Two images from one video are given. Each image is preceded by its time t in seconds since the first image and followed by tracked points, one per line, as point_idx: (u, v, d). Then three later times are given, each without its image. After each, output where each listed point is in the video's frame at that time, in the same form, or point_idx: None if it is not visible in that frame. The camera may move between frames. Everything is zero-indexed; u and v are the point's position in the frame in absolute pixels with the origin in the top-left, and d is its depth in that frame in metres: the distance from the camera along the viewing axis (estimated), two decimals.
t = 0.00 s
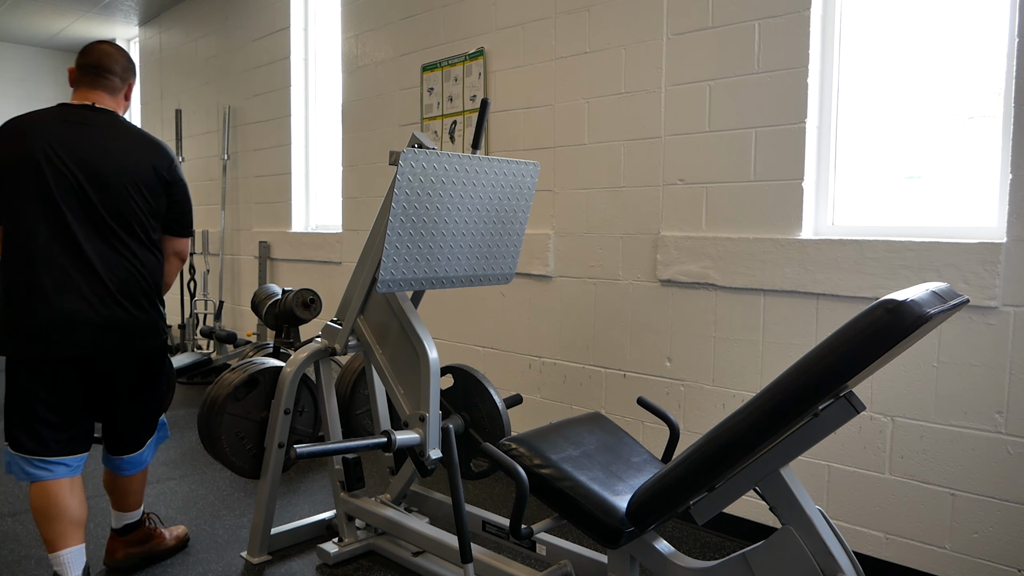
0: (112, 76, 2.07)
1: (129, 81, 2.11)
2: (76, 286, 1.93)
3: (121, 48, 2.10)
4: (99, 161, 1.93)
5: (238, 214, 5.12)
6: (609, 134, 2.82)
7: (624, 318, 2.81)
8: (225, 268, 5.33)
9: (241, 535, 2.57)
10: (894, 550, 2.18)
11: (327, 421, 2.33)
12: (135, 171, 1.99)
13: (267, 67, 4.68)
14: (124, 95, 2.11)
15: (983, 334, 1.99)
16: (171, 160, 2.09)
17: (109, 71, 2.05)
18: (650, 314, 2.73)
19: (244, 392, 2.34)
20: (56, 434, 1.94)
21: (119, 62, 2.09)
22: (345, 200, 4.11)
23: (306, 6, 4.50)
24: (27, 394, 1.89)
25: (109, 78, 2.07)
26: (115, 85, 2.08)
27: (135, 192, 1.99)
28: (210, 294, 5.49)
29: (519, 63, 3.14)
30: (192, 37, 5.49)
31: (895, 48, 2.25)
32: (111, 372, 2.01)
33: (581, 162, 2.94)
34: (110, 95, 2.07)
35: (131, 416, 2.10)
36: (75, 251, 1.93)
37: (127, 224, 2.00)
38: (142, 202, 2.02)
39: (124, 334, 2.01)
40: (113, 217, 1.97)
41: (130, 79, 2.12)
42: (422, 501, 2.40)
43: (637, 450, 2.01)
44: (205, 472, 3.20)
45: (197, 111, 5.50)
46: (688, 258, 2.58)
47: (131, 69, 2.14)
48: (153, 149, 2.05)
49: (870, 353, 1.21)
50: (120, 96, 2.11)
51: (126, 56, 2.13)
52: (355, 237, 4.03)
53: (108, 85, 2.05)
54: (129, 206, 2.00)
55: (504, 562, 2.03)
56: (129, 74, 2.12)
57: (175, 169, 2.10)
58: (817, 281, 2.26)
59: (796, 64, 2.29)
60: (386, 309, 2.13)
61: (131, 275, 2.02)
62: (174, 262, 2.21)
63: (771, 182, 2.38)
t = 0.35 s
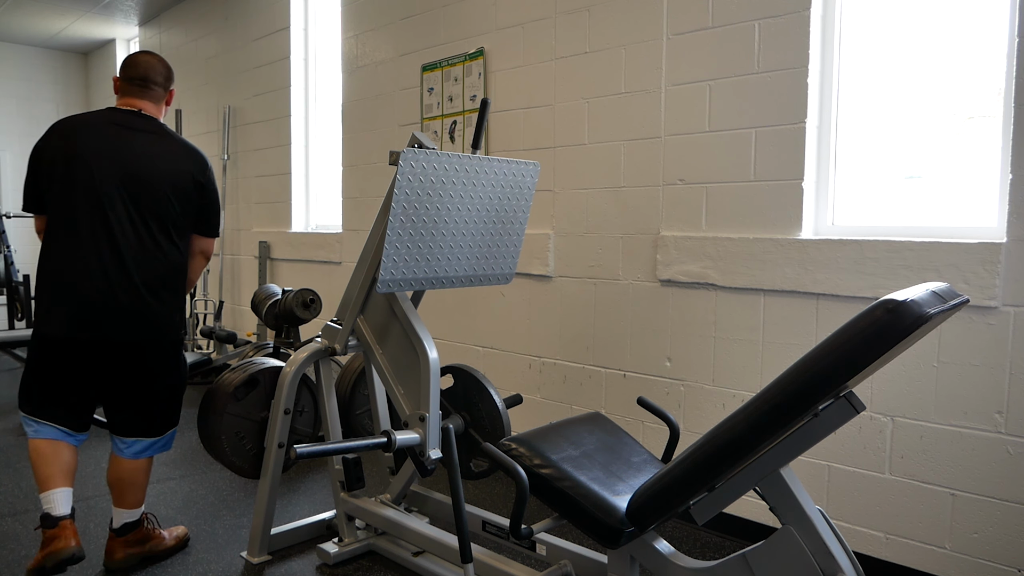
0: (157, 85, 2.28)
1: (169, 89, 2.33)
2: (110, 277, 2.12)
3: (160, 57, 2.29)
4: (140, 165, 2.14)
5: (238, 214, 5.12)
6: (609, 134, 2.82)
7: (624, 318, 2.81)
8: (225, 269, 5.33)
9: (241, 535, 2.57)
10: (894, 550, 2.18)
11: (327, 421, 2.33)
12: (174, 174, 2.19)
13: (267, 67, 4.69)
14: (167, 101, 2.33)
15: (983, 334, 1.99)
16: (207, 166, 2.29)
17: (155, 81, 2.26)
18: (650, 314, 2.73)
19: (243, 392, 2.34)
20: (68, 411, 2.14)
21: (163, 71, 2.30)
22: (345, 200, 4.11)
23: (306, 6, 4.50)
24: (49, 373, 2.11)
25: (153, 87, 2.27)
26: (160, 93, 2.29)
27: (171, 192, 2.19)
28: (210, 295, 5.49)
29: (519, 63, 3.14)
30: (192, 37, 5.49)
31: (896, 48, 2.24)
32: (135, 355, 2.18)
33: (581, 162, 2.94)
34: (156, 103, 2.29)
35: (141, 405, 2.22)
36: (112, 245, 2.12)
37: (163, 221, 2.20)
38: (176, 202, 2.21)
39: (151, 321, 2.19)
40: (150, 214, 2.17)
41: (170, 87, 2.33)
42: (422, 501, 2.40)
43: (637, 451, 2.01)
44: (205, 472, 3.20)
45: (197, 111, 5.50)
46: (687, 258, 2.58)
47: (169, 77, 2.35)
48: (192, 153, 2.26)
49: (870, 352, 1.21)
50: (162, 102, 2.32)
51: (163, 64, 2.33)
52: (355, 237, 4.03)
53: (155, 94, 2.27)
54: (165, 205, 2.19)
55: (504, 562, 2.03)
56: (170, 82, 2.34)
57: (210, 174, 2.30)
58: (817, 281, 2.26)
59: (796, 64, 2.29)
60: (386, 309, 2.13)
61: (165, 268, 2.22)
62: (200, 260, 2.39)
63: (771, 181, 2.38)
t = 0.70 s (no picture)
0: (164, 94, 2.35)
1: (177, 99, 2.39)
2: (93, 277, 2.19)
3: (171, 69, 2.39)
4: (114, 166, 2.17)
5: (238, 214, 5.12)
6: (609, 134, 2.83)
7: (624, 318, 2.81)
8: (225, 269, 5.33)
9: (241, 535, 2.57)
10: (894, 550, 2.18)
11: (327, 421, 2.33)
12: (151, 171, 2.18)
13: (267, 67, 4.69)
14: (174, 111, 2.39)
15: (984, 334, 1.99)
16: (193, 165, 2.26)
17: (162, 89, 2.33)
18: (650, 314, 2.73)
19: (244, 392, 2.34)
20: (82, 408, 2.28)
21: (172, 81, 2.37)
22: (345, 200, 4.11)
23: (306, 6, 4.50)
24: (68, 376, 2.27)
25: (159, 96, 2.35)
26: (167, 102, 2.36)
27: (147, 191, 2.18)
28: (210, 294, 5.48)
29: (519, 63, 3.14)
30: (192, 37, 5.49)
31: (896, 48, 2.25)
32: (122, 355, 2.20)
33: (581, 162, 2.94)
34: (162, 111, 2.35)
35: (126, 407, 2.23)
36: (94, 246, 2.18)
37: (141, 220, 2.19)
38: (156, 200, 2.20)
39: (132, 320, 2.20)
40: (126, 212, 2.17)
41: (178, 97, 2.40)
42: (422, 501, 2.40)
43: (637, 451, 2.01)
44: (205, 472, 3.20)
45: (197, 111, 5.50)
46: (687, 258, 2.58)
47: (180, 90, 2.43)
48: (177, 152, 2.24)
49: (870, 353, 1.21)
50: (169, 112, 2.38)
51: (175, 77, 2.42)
52: (355, 237, 4.03)
53: (162, 102, 2.33)
54: (145, 203, 2.18)
55: (504, 562, 2.03)
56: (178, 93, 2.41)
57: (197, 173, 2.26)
58: (817, 281, 2.26)
59: (796, 63, 2.29)
60: (386, 309, 2.13)
61: (144, 267, 2.21)
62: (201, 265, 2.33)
63: (771, 181, 2.38)
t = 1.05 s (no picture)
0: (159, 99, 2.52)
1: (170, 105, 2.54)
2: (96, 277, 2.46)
3: (178, 80, 2.56)
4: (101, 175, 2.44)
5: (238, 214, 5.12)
6: (609, 134, 2.83)
7: (624, 318, 2.81)
8: (225, 269, 5.33)
9: (241, 535, 2.57)
10: (894, 550, 2.18)
11: (327, 421, 2.33)
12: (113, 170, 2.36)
13: (267, 67, 4.68)
14: (165, 115, 2.54)
15: (984, 334, 1.99)
16: (146, 157, 2.35)
17: (154, 93, 2.50)
18: (650, 313, 2.73)
19: (244, 392, 2.34)
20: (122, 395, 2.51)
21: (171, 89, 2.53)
22: (345, 200, 4.11)
23: (306, 6, 4.50)
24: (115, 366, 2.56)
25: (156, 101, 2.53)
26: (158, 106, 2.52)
27: (111, 190, 2.37)
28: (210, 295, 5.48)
29: (519, 64, 3.14)
30: (192, 37, 5.49)
31: (896, 48, 2.25)
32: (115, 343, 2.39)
33: (581, 162, 2.94)
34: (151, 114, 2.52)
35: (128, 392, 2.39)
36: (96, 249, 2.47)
37: (115, 215, 2.39)
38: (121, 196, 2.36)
39: (113, 311, 2.38)
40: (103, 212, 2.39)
41: (171, 103, 2.54)
42: (422, 501, 2.40)
43: (637, 451, 2.01)
44: (206, 472, 3.21)
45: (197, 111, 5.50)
46: (688, 258, 2.58)
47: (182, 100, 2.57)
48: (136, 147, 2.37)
49: (869, 352, 1.21)
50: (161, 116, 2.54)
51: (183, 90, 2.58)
52: (355, 237, 4.03)
53: (150, 104, 2.50)
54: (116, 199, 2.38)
55: (504, 562, 2.03)
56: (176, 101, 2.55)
57: (148, 163, 2.35)
58: (817, 281, 2.26)
59: (796, 63, 2.29)
60: (386, 310, 2.13)
61: (116, 261, 2.38)
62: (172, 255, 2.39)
63: (771, 182, 2.38)
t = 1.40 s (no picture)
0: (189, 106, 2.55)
1: (190, 114, 2.52)
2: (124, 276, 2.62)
3: (212, 94, 2.53)
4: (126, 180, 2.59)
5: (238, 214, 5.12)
6: (609, 134, 2.83)
7: (624, 318, 2.81)
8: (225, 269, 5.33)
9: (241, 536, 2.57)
10: (894, 550, 2.18)
11: (327, 421, 2.33)
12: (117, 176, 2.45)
13: (267, 67, 4.68)
14: (184, 122, 2.53)
15: (984, 334, 1.99)
16: (131, 162, 2.40)
17: (183, 99, 2.53)
18: (649, 313, 2.73)
19: (244, 392, 2.34)
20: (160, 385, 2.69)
21: (197, 99, 2.52)
22: (345, 200, 4.11)
23: (306, 6, 4.50)
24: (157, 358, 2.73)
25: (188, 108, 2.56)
26: (182, 113, 2.53)
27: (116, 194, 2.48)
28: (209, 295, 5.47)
29: (519, 64, 3.15)
30: (192, 37, 5.49)
31: (896, 48, 2.25)
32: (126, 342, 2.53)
33: (581, 162, 2.94)
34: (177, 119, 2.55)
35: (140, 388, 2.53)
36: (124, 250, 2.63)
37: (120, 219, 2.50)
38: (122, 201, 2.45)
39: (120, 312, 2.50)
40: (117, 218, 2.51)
41: (191, 111, 2.52)
42: (422, 501, 2.40)
43: (637, 451, 2.01)
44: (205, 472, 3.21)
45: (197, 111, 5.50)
46: (688, 258, 2.58)
47: (206, 113, 2.52)
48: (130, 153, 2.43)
49: (869, 352, 1.21)
50: (184, 124, 2.54)
51: (213, 105, 2.53)
52: (355, 237, 4.03)
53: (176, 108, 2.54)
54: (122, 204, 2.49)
55: (504, 562, 2.02)
56: (199, 113, 2.52)
57: (135, 167, 2.38)
58: (817, 281, 2.26)
59: (796, 63, 2.29)
60: (386, 310, 2.13)
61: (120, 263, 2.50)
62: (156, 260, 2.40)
63: (771, 182, 2.38)
